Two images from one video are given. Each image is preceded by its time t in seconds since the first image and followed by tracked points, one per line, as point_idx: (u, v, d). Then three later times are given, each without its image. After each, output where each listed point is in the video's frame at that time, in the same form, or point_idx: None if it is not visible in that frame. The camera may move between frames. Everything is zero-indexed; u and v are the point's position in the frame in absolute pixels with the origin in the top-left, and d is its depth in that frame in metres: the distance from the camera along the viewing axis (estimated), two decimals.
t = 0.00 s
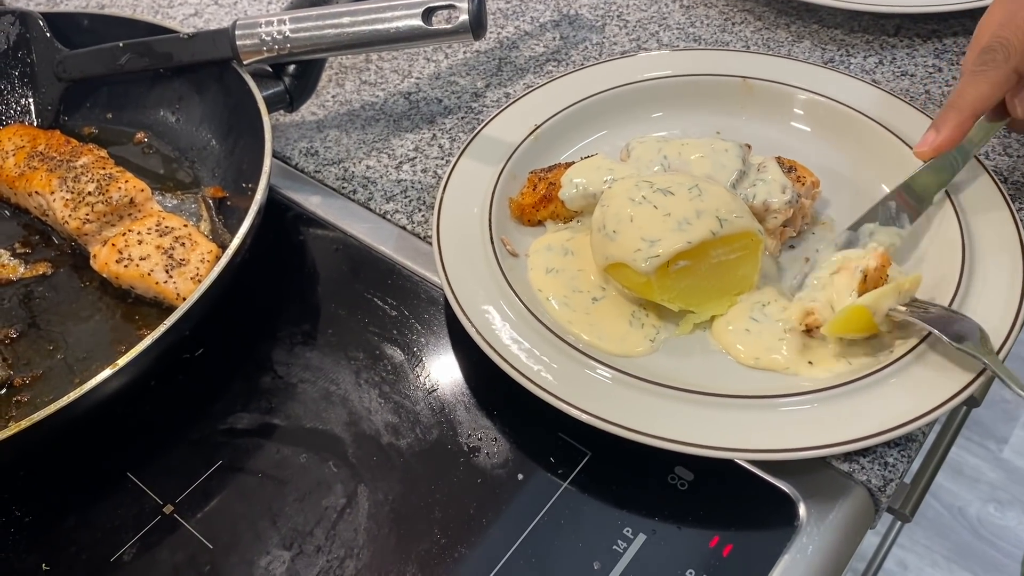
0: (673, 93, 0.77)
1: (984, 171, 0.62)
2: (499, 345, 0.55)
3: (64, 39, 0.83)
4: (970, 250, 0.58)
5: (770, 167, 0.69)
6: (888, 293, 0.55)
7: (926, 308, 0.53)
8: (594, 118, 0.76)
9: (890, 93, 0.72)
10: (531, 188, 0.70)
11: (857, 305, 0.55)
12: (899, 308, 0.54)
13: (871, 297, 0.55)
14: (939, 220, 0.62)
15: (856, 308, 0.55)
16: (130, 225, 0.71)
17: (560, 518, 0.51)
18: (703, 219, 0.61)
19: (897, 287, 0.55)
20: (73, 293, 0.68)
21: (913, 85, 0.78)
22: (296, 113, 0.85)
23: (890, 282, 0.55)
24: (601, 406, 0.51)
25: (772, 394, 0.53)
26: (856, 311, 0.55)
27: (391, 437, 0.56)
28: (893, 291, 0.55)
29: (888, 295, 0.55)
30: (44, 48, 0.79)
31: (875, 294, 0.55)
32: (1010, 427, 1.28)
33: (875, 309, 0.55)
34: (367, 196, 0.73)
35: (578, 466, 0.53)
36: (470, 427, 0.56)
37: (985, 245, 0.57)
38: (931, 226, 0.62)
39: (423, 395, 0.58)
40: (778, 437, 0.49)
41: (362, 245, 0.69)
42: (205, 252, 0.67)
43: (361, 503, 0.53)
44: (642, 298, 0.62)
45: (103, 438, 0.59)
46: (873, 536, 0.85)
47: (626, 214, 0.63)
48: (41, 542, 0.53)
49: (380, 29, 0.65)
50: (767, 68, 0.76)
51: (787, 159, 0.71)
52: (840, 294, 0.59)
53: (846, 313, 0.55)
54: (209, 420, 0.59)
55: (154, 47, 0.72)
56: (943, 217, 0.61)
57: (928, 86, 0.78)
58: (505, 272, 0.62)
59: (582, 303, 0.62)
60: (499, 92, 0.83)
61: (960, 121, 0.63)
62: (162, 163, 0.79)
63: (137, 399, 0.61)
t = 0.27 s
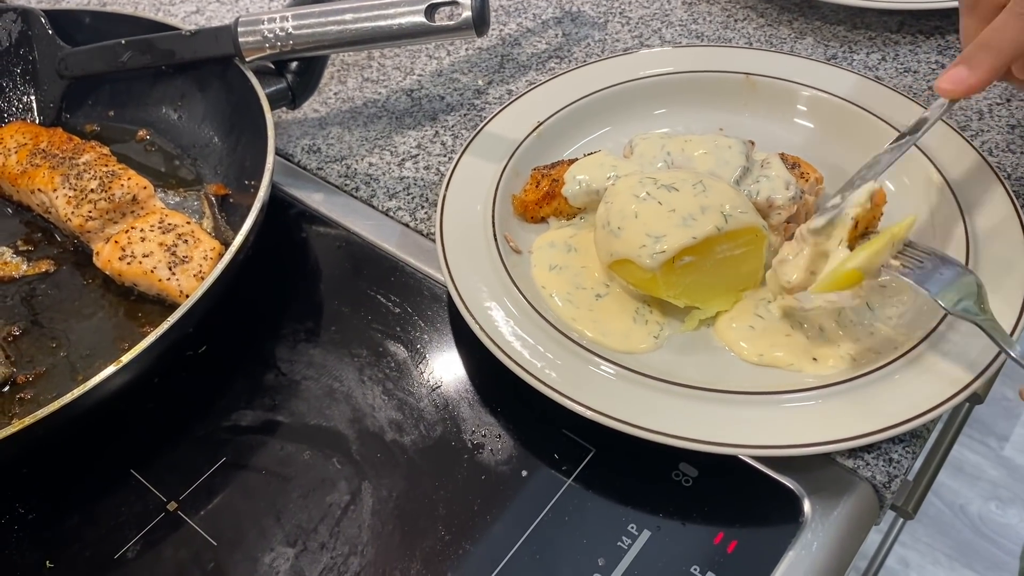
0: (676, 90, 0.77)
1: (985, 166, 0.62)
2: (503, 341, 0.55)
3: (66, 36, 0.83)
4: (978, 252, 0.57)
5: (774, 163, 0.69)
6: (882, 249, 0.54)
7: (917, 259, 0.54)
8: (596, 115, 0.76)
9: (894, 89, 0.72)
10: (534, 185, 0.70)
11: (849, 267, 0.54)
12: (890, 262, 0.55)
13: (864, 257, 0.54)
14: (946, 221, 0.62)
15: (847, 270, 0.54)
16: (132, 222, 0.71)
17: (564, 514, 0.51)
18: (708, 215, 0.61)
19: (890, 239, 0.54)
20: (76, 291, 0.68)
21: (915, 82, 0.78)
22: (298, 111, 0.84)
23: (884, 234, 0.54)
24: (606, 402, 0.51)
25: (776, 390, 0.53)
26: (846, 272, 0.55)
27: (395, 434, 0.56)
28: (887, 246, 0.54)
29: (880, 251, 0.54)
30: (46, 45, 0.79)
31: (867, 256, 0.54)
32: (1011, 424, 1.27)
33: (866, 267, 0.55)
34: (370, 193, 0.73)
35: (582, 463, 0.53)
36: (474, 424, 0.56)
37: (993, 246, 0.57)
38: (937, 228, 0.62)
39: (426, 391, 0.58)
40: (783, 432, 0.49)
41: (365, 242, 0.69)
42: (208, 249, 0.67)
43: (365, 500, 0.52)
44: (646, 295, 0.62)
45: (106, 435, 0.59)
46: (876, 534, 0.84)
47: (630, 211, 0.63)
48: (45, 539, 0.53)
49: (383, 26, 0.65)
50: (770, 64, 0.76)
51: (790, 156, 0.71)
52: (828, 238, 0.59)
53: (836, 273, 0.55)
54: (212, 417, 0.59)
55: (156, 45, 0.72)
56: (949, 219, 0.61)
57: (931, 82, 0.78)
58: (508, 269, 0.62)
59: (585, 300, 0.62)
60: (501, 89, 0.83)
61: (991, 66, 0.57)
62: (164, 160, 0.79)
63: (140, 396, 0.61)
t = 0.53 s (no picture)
0: (673, 90, 0.77)
1: (983, 166, 0.62)
2: (501, 342, 0.55)
3: (64, 38, 0.83)
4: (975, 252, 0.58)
5: (772, 164, 0.69)
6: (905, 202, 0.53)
7: (934, 215, 0.53)
8: (595, 117, 0.76)
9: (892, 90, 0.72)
10: (533, 186, 0.70)
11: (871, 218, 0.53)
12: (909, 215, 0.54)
13: (885, 209, 0.52)
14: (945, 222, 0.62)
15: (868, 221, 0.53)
16: (131, 224, 0.71)
17: (563, 515, 0.51)
18: (706, 215, 0.61)
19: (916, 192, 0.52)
20: (75, 292, 0.68)
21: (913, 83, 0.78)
22: (297, 112, 0.85)
23: (910, 186, 0.52)
24: (604, 403, 0.51)
25: (774, 391, 0.53)
26: (865, 222, 0.53)
27: (393, 435, 0.56)
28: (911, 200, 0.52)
29: (903, 204, 0.53)
30: (44, 47, 0.78)
31: (888, 208, 0.53)
32: (1010, 424, 1.27)
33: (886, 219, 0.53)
34: (369, 194, 0.73)
35: (580, 464, 0.53)
36: (472, 425, 0.56)
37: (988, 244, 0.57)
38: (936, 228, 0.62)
39: (425, 393, 0.58)
40: (781, 433, 0.49)
41: (363, 243, 0.69)
42: (207, 251, 0.67)
43: (364, 501, 0.53)
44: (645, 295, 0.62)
45: (106, 437, 0.59)
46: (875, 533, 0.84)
47: (629, 212, 0.63)
48: (45, 541, 0.53)
49: (381, 28, 0.65)
50: (768, 65, 0.76)
51: (788, 157, 0.71)
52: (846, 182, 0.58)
53: (853, 222, 0.54)
54: (211, 419, 0.59)
55: (154, 47, 0.72)
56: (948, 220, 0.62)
57: (929, 83, 0.78)
58: (507, 269, 0.62)
59: (583, 301, 0.62)
60: (499, 90, 0.83)
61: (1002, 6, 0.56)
62: (163, 162, 0.79)
63: (140, 397, 0.61)
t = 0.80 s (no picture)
0: (672, 94, 0.77)
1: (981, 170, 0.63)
2: (502, 345, 0.55)
3: (66, 43, 0.83)
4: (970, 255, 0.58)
5: (770, 167, 0.69)
6: (894, 199, 0.54)
7: (922, 213, 0.55)
8: (594, 120, 0.77)
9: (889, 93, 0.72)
10: (533, 190, 0.70)
11: (858, 214, 0.54)
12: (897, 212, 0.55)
13: (874, 206, 0.54)
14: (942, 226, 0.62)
15: (854, 216, 0.54)
16: (134, 228, 0.71)
17: (563, 516, 0.51)
18: (705, 219, 0.62)
19: (904, 190, 0.54)
20: (78, 296, 0.68)
21: (910, 86, 0.79)
22: (298, 116, 0.85)
23: (900, 184, 0.54)
24: (604, 406, 0.52)
25: (772, 393, 0.53)
26: (852, 218, 0.54)
27: (395, 438, 0.56)
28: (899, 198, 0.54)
29: (892, 201, 0.54)
30: (47, 52, 0.79)
31: (877, 205, 0.53)
32: (1009, 424, 1.28)
33: (873, 215, 0.54)
34: (369, 198, 0.74)
35: (581, 466, 0.54)
36: (473, 427, 0.57)
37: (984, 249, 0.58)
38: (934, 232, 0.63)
39: (426, 395, 0.59)
40: (779, 435, 0.49)
41: (364, 247, 0.70)
42: (209, 255, 0.67)
43: (366, 503, 0.53)
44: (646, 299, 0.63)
45: (109, 440, 0.59)
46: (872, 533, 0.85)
47: (629, 216, 0.63)
48: (50, 543, 0.54)
49: (381, 33, 0.65)
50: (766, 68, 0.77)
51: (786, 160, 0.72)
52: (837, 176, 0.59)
53: (841, 217, 0.54)
54: (214, 422, 0.59)
55: (156, 52, 0.72)
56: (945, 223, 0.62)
57: (926, 86, 0.79)
58: (507, 273, 0.62)
59: (583, 304, 0.63)
60: (499, 94, 0.84)
61: None
62: (165, 166, 0.80)
63: (142, 401, 0.61)
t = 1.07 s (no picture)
0: (670, 96, 0.78)
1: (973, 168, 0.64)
2: (501, 347, 0.56)
3: (67, 47, 0.84)
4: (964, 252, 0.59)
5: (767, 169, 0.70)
6: (907, 177, 0.51)
7: (938, 191, 0.52)
8: (592, 123, 0.77)
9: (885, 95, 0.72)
10: (531, 192, 0.71)
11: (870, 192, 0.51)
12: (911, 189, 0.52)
13: (887, 184, 0.51)
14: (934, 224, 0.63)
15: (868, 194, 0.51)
16: (135, 231, 0.72)
17: (562, 517, 0.52)
18: (703, 221, 0.62)
19: (919, 167, 0.51)
20: (80, 299, 0.69)
21: (906, 88, 0.79)
22: (298, 119, 0.85)
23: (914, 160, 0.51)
24: (602, 407, 0.52)
25: (769, 394, 0.54)
26: (864, 197, 0.51)
27: (395, 439, 0.57)
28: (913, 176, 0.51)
29: (905, 179, 0.51)
30: (47, 56, 0.79)
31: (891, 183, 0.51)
32: (1008, 424, 1.28)
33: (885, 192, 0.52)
34: (369, 201, 0.74)
35: (580, 466, 0.54)
36: (473, 429, 0.57)
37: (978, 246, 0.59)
38: (928, 232, 0.63)
39: (426, 397, 0.59)
40: (776, 436, 0.49)
41: (364, 250, 0.70)
42: (210, 258, 0.68)
43: (366, 504, 0.53)
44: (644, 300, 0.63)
45: (111, 442, 0.59)
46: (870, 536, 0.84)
47: (627, 218, 0.64)
48: (52, 544, 0.54)
49: (380, 37, 0.65)
50: (763, 71, 0.77)
51: (783, 162, 0.72)
52: (854, 152, 0.60)
53: (853, 195, 0.52)
54: (215, 424, 0.59)
55: (157, 56, 0.72)
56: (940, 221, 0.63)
57: (922, 88, 0.79)
58: (506, 274, 0.63)
59: (582, 305, 0.63)
60: (498, 97, 0.84)
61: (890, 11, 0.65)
62: (165, 169, 0.80)
63: (144, 403, 0.62)
